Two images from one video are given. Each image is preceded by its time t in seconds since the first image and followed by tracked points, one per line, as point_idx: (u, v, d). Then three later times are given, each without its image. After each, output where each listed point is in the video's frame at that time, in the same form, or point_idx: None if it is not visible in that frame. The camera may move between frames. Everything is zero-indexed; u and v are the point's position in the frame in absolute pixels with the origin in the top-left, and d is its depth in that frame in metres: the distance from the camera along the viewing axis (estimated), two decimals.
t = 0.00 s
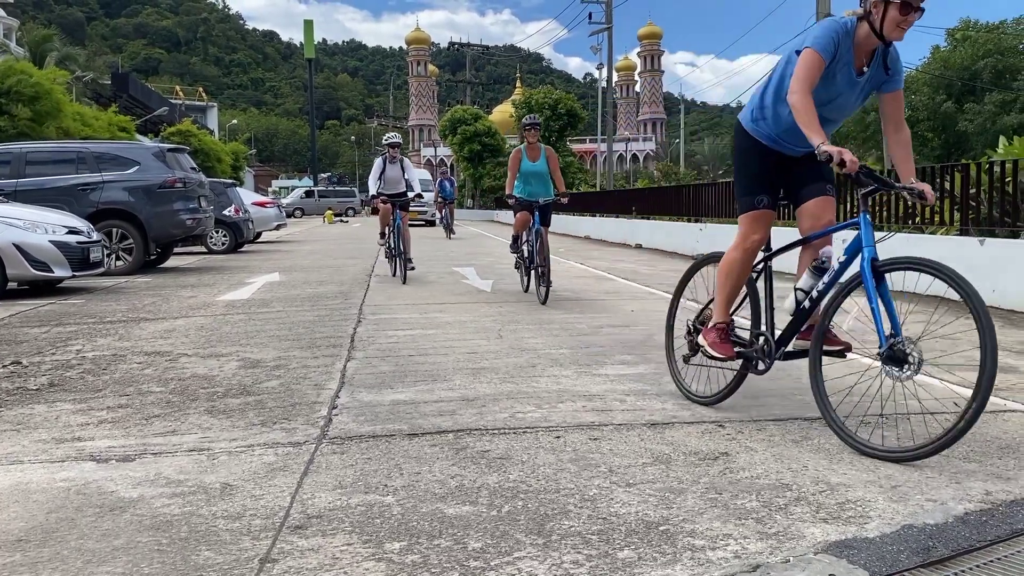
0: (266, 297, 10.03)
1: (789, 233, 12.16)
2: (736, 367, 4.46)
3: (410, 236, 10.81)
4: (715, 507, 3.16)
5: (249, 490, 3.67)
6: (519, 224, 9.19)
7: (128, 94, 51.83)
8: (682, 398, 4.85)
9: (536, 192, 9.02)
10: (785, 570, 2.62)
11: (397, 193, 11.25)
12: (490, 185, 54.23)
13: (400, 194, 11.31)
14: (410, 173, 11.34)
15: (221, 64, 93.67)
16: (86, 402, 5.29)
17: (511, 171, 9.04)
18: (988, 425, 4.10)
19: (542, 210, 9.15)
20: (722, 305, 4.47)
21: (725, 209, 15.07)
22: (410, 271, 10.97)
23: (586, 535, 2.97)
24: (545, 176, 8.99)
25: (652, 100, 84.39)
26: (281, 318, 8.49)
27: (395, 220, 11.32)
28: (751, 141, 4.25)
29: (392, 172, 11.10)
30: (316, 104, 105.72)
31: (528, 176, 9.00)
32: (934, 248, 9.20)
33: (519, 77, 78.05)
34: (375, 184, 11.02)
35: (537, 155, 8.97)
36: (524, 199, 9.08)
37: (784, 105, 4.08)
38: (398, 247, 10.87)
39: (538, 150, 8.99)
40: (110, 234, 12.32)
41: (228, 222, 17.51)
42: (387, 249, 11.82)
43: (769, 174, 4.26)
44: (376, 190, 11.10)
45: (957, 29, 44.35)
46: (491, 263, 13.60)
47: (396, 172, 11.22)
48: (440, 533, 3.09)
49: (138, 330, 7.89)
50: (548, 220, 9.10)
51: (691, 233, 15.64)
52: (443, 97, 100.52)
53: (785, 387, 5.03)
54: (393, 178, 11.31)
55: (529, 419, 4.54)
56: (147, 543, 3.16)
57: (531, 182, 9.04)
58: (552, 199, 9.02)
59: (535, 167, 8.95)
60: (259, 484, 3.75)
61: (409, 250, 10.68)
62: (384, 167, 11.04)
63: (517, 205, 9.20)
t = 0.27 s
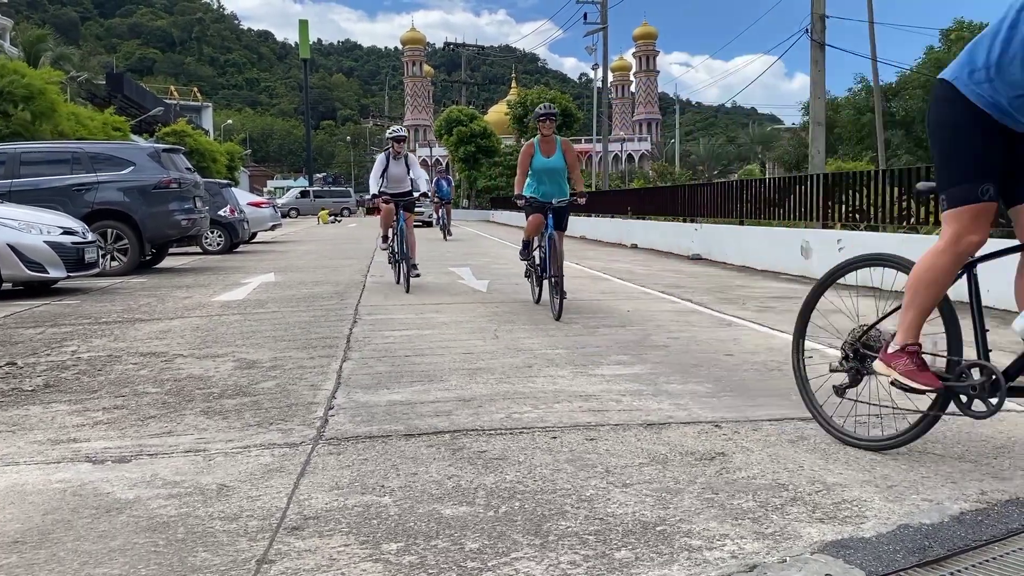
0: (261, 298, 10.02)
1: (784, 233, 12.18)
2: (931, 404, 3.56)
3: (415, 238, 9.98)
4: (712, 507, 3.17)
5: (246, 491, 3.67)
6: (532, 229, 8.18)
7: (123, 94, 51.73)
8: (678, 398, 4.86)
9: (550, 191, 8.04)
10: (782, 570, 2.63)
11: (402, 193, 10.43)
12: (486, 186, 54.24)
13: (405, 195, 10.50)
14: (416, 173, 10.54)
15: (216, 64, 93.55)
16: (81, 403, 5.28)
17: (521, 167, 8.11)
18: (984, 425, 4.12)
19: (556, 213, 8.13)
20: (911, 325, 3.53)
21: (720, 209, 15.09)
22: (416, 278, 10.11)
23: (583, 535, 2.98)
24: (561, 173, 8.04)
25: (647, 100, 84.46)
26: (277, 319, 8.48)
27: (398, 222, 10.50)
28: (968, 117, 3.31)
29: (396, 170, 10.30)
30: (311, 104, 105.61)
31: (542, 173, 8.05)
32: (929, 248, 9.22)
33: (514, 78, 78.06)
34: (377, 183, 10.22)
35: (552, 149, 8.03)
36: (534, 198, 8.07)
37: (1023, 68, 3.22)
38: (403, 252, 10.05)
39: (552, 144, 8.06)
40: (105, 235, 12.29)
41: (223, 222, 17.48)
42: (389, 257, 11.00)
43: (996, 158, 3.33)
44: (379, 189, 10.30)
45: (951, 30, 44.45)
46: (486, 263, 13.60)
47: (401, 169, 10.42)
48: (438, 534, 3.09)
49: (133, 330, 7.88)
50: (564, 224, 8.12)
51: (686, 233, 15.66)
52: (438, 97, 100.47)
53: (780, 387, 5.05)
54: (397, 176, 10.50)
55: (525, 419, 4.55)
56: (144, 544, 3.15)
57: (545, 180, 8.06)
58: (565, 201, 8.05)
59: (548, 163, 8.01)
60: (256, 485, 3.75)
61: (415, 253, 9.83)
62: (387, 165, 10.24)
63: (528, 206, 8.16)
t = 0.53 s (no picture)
0: (258, 298, 10.00)
1: (780, 233, 12.19)
2: None
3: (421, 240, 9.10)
4: (709, 508, 3.17)
5: (243, 491, 3.67)
6: (550, 232, 7.00)
7: (118, 94, 51.64)
8: (675, 398, 4.87)
9: (574, 192, 6.94)
10: (779, 570, 2.63)
11: (408, 191, 9.58)
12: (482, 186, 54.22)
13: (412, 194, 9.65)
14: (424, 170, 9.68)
15: (212, 64, 93.44)
16: (77, 404, 5.27)
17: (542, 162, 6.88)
18: (979, 425, 4.13)
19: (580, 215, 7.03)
20: None
21: (716, 209, 15.10)
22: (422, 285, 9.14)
23: (580, 535, 2.98)
24: (588, 172, 6.96)
25: (643, 100, 84.46)
26: (273, 319, 8.47)
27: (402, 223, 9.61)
28: None
29: (402, 166, 9.47)
30: (307, 104, 105.48)
31: (566, 171, 6.93)
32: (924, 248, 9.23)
33: (510, 78, 78.05)
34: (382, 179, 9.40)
35: (578, 143, 6.91)
36: (559, 199, 6.93)
37: None
38: (408, 256, 9.14)
39: (578, 137, 6.93)
40: (100, 235, 12.27)
41: (219, 222, 17.46)
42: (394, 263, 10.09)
43: None
44: (383, 186, 9.48)
45: (947, 31, 44.45)
46: (483, 263, 13.60)
47: (407, 166, 9.59)
48: (435, 534, 3.09)
49: (129, 331, 7.86)
50: (588, 228, 7.01)
51: (683, 233, 15.67)
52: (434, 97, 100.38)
53: (776, 387, 5.06)
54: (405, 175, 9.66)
55: (522, 419, 4.55)
56: (141, 545, 3.15)
57: (569, 179, 6.95)
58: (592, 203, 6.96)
59: (575, 160, 6.89)
60: (252, 486, 3.75)
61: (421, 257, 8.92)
62: (392, 160, 9.42)
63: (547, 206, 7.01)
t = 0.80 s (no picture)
0: (254, 298, 9.99)
1: (776, 233, 12.18)
2: None
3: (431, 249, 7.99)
4: (705, 507, 3.17)
5: (239, 491, 3.67)
6: (586, 234, 5.90)
7: (114, 93, 51.53)
8: (671, 398, 4.87)
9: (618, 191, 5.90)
10: (776, 570, 2.63)
11: (417, 190, 8.35)
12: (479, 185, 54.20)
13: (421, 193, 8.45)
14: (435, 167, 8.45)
15: (208, 63, 93.37)
16: (73, 404, 5.26)
17: (579, 155, 5.82)
18: (975, 425, 4.13)
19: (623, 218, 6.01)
20: None
21: (712, 209, 15.10)
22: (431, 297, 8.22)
23: (576, 535, 2.98)
24: (632, 168, 5.92)
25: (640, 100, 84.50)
26: (270, 319, 8.46)
27: (410, 226, 8.46)
28: None
29: (411, 162, 8.23)
30: (304, 104, 105.37)
31: (606, 166, 5.88)
32: (920, 248, 9.23)
33: (507, 78, 78.05)
34: (386, 176, 8.15)
35: (621, 133, 5.87)
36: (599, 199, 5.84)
37: None
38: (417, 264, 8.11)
39: (621, 126, 5.89)
40: (96, 235, 12.25)
41: (216, 222, 17.44)
42: (400, 270, 8.99)
43: None
44: (388, 185, 8.18)
45: (942, 31, 44.49)
46: (480, 263, 13.60)
47: (418, 162, 8.28)
48: (431, 534, 3.09)
49: (126, 331, 7.85)
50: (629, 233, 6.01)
51: (679, 233, 15.67)
52: (431, 97, 100.34)
53: (773, 387, 5.06)
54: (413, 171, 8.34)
55: (520, 419, 4.55)
56: (137, 545, 3.15)
57: (611, 175, 5.90)
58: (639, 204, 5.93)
59: (619, 153, 5.84)
60: (249, 486, 3.74)
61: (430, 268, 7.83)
62: (400, 154, 8.20)
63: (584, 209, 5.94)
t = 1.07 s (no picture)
0: (251, 298, 9.98)
1: (773, 233, 12.18)
2: None
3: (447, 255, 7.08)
4: (702, 507, 3.17)
5: (235, 491, 3.66)
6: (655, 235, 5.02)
7: (110, 93, 51.41)
8: (668, 398, 4.87)
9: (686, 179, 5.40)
10: (772, 569, 2.63)
11: (432, 189, 7.65)
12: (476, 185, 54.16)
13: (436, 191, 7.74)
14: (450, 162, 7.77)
15: (204, 63, 93.22)
16: (69, 403, 5.25)
17: (650, 146, 5.09)
18: (970, 424, 4.13)
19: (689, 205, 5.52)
20: None
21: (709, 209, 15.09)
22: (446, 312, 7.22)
23: (573, 535, 2.98)
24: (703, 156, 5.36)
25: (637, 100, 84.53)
26: (266, 319, 8.45)
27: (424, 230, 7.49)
28: None
29: (426, 155, 7.52)
30: (301, 103, 105.24)
31: (675, 153, 5.30)
32: (917, 248, 9.23)
33: (504, 78, 78.00)
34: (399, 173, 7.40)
35: (696, 116, 5.23)
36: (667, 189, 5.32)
37: None
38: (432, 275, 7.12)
39: (696, 109, 5.23)
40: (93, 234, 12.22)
41: (212, 221, 17.41)
42: (410, 280, 8.02)
43: None
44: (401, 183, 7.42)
45: (938, 31, 44.55)
46: (477, 263, 13.59)
47: (432, 159, 7.59)
48: (427, 534, 3.08)
49: (122, 330, 7.83)
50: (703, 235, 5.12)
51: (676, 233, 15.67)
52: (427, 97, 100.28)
53: (770, 387, 5.06)
54: (427, 167, 7.63)
55: (516, 419, 4.55)
56: (133, 545, 3.14)
57: (680, 162, 5.34)
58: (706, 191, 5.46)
59: (691, 141, 5.24)
60: (245, 485, 3.74)
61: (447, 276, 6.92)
62: (413, 147, 7.46)
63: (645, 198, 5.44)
